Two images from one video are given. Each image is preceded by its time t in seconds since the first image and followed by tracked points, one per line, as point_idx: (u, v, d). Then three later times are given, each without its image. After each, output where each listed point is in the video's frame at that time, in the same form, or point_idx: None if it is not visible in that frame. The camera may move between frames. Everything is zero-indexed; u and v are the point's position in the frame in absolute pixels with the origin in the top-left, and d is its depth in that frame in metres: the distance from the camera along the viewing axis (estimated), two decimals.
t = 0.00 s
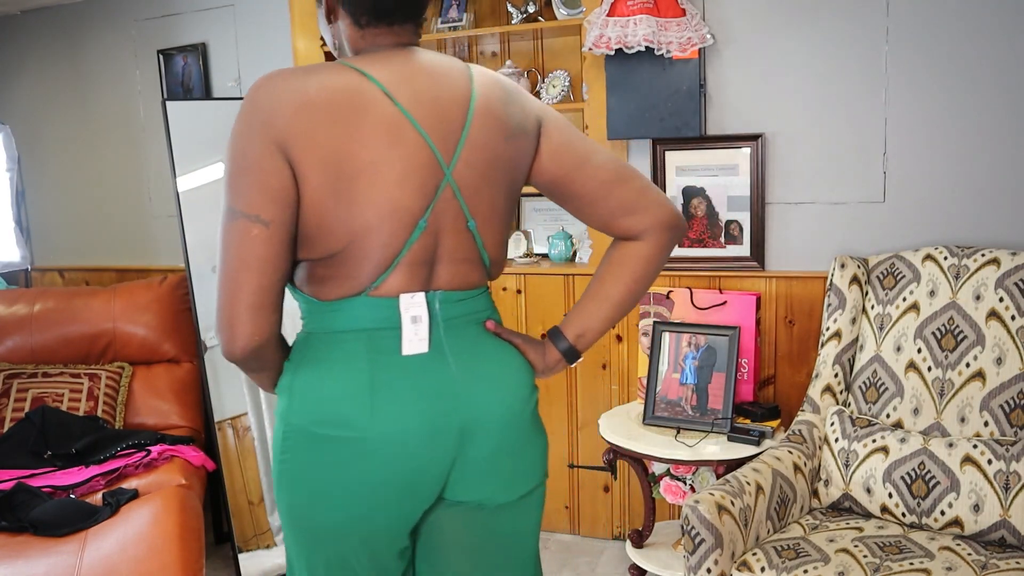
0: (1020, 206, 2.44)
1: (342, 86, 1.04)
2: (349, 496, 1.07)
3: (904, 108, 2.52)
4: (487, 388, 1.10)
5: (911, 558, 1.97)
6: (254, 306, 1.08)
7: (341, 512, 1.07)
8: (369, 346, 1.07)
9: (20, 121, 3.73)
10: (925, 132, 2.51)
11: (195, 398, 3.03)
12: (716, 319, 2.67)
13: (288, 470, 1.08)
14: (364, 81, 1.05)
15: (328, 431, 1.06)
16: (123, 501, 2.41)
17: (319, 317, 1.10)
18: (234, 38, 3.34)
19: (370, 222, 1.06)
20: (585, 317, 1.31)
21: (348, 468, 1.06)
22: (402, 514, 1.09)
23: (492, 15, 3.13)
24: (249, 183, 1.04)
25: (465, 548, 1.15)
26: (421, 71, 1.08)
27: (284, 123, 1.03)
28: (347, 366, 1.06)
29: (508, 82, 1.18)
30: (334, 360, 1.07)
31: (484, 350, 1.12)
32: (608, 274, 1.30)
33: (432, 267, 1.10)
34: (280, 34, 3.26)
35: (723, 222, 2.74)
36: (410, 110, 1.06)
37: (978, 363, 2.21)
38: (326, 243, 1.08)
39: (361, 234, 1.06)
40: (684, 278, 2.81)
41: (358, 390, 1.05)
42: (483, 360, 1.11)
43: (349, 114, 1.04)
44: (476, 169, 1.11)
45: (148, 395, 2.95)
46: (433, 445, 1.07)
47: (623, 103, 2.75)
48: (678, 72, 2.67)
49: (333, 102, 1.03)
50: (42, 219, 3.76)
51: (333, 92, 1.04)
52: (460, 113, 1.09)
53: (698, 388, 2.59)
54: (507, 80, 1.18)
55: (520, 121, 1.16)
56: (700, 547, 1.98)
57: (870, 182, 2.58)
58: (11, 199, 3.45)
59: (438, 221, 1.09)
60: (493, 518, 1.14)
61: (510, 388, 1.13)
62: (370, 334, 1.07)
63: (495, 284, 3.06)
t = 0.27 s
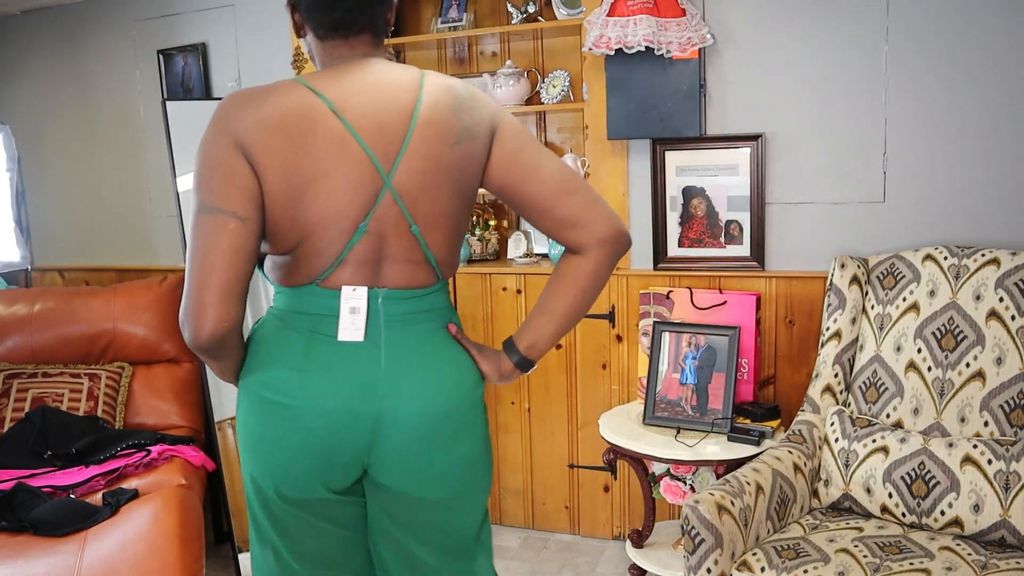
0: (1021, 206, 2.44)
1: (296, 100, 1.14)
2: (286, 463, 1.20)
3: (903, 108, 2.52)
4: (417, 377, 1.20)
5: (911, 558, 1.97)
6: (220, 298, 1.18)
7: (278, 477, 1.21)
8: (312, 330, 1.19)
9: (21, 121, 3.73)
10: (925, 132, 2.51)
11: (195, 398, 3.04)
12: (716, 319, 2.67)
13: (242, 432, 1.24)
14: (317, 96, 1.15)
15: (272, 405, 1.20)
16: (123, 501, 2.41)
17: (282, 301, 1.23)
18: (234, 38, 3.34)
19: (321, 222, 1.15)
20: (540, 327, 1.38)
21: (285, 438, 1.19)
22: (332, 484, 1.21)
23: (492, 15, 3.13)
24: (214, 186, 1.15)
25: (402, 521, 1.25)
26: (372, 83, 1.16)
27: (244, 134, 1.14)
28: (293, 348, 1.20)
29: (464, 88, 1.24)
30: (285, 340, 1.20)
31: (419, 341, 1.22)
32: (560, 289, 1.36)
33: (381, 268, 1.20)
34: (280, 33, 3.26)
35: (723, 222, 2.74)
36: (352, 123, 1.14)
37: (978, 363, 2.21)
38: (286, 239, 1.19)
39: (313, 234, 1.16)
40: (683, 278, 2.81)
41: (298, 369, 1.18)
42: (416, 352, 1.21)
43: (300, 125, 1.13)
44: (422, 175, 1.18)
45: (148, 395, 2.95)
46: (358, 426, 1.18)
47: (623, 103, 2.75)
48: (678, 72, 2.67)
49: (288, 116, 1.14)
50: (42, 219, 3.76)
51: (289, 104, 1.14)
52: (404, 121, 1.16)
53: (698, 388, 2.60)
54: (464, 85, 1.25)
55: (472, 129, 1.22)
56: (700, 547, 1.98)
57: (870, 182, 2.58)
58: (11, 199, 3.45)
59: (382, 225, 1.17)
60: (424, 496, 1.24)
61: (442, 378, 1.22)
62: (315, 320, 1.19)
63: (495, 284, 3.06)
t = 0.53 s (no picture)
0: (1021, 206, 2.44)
1: (264, 109, 1.23)
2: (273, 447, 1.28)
3: (903, 107, 2.52)
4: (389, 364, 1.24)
5: (911, 558, 1.97)
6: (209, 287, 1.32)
7: (269, 461, 1.29)
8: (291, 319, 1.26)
9: (20, 121, 3.72)
10: (926, 132, 2.51)
11: (195, 398, 3.04)
12: (716, 318, 2.67)
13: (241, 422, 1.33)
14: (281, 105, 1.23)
15: (258, 391, 1.28)
16: (123, 501, 2.41)
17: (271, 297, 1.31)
18: (234, 38, 3.34)
19: (283, 219, 1.23)
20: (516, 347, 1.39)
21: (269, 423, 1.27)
22: (318, 467, 1.28)
23: (492, 15, 3.13)
24: (200, 187, 1.26)
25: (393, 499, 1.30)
26: (332, 91, 1.22)
27: (221, 141, 1.24)
28: (274, 336, 1.27)
29: (430, 95, 1.25)
30: (270, 328, 1.28)
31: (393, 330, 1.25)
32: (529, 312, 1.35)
33: (347, 261, 1.24)
34: (280, 34, 3.26)
35: (723, 222, 2.74)
36: (309, 127, 1.20)
37: (978, 363, 2.21)
38: (264, 238, 1.27)
39: (280, 232, 1.24)
40: (683, 278, 2.81)
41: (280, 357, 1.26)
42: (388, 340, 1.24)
43: (263, 132, 1.22)
44: (373, 179, 1.20)
45: (148, 395, 2.95)
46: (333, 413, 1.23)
47: (623, 103, 2.75)
48: (678, 72, 2.68)
49: (255, 123, 1.23)
50: (42, 219, 3.76)
51: (258, 113, 1.23)
52: (354, 127, 1.20)
53: (698, 388, 2.60)
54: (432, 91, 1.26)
55: (428, 135, 1.23)
56: (700, 547, 1.98)
57: (870, 183, 2.58)
58: (11, 199, 3.45)
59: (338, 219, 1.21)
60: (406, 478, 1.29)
61: (417, 363, 1.25)
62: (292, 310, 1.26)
63: (495, 284, 3.06)
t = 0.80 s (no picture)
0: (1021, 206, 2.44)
1: (283, 116, 1.44)
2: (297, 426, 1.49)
3: (903, 107, 2.52)
4: (393, 349, 1.43)
5: (911, 558, 1.97)
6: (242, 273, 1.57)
7: (295, 439, 1.50)
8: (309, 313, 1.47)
9: (20, 121, 3.72)
10: (926, 132, 2.51)
11: (195, 398, 3.04)
12: (716, 319, 2.67)
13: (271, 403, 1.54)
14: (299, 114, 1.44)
15: (282, 376, 1.49)
16: (123, 501, 2.41)
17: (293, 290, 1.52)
18: (234, 37, 3.34)
19: (292, 219, 1.44)
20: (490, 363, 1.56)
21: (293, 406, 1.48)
22: (338, 441, 1.50)
23: (492, 15, 3.13)
24: (233, 185, 1.50)
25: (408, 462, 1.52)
26: (340, 107, 1.41)
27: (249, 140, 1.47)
28: (295, 326, 1.48)
29: (427, 115, 1.42)
30: (292, 320, 1.49)
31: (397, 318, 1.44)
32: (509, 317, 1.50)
33: (348, 258, 1.44)
34: (280, 34, 3.27)
35: (723, 222, 2.74)
36: (318, 138, 1.40)
37: (978, 363, 2.21)
38: (280, 233, 1.49)
39: (289, 229, 1.45)
40: (683, 278, 2.81)
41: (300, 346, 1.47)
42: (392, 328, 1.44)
43: (281, 141, 1.43)
44: (368, 185, 1.39)
45: (148, 395, 2.95)
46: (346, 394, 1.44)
47: (623, 103, 2.75)
48: (678, 72, 2.68)
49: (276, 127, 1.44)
50: (42, 219, 3.76)
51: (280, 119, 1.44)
52: (353, 137, 1.39)
53: (698, 388, 2.60)
54: (431, 112, 1.43)
55: (419, 149, 1.40)
56: (700, 547, 1.98)
57: (871, 183, 2.58)
58: (11, 199, 3.45)
59: (340, 221, 1.41)
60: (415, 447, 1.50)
61: (421, 348, 1.45)
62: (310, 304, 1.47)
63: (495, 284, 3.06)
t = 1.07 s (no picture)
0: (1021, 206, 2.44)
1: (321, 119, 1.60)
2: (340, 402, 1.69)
3: (903, 107, 2.52)
4: (418, 331, 1.60)
5: (911, 558, 1.97)
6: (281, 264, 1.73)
7: (336, 419, 1.68)
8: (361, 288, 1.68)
9: (20, 122, 3.72)
10: (926, 131, 2.51)
11: (195, 398, 3.04)
12: (716, 319, 2.66)
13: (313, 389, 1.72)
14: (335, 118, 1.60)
15: (321, 363, 1.67)
16: (123, 501, 2.40)
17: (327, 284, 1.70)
18: (234, 37, 3.34)
19: (326, 216, 1.62)
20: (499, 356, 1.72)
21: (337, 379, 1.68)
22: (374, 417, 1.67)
23: (491, 15, 3.13)
24: (273, 182, 1.67)
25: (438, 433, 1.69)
26: (374, 113, 1.57)
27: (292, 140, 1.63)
28: (330, 316, 1.67)
29: (454, 123, 1.58)
30: (327, 311, 1.68)
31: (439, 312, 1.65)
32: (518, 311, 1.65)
33: (377, 252, 1.61)
34: (279, 34, 3.27)
35: (723, 222, 2.74)
36: (352, 142, 1.56)
37: (978, 363, 2.21)
38: (315, 226, 1.66)
39: (325, 225, 1.63)
40: (683, 278, 2.81)
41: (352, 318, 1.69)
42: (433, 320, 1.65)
43: (319, 143, 1.59)
44: (397, 186, 1.56)
45: (148, 395, 2.95)
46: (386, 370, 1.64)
47: (623, 103, 2.75)
48: (678, 72, 2.68)
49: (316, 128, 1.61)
50: (42, 220, 3.76)
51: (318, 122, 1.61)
52: (386, 141, 1.56)
53: (698, 388, 2.60)
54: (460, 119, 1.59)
55: (447, 156, 1.56)
56: (700, 547, 1.98)
57: (871, 183, 2.58)
58: (11, 199, 3.45)
59: (370, 218, 1.58)
60: (447, 424, 1.68)
61: (442, 326, 1.61)
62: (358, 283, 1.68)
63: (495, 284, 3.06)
